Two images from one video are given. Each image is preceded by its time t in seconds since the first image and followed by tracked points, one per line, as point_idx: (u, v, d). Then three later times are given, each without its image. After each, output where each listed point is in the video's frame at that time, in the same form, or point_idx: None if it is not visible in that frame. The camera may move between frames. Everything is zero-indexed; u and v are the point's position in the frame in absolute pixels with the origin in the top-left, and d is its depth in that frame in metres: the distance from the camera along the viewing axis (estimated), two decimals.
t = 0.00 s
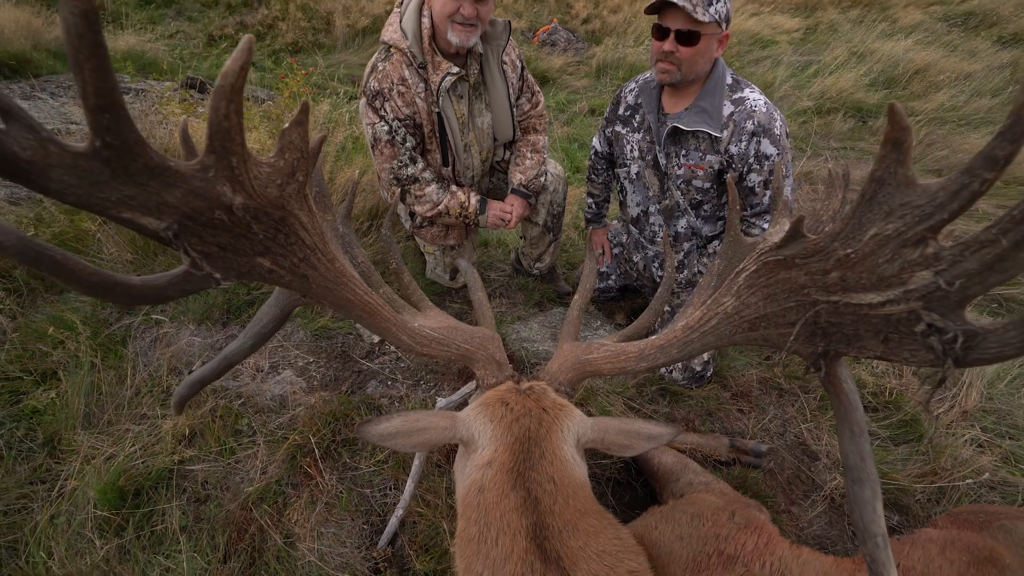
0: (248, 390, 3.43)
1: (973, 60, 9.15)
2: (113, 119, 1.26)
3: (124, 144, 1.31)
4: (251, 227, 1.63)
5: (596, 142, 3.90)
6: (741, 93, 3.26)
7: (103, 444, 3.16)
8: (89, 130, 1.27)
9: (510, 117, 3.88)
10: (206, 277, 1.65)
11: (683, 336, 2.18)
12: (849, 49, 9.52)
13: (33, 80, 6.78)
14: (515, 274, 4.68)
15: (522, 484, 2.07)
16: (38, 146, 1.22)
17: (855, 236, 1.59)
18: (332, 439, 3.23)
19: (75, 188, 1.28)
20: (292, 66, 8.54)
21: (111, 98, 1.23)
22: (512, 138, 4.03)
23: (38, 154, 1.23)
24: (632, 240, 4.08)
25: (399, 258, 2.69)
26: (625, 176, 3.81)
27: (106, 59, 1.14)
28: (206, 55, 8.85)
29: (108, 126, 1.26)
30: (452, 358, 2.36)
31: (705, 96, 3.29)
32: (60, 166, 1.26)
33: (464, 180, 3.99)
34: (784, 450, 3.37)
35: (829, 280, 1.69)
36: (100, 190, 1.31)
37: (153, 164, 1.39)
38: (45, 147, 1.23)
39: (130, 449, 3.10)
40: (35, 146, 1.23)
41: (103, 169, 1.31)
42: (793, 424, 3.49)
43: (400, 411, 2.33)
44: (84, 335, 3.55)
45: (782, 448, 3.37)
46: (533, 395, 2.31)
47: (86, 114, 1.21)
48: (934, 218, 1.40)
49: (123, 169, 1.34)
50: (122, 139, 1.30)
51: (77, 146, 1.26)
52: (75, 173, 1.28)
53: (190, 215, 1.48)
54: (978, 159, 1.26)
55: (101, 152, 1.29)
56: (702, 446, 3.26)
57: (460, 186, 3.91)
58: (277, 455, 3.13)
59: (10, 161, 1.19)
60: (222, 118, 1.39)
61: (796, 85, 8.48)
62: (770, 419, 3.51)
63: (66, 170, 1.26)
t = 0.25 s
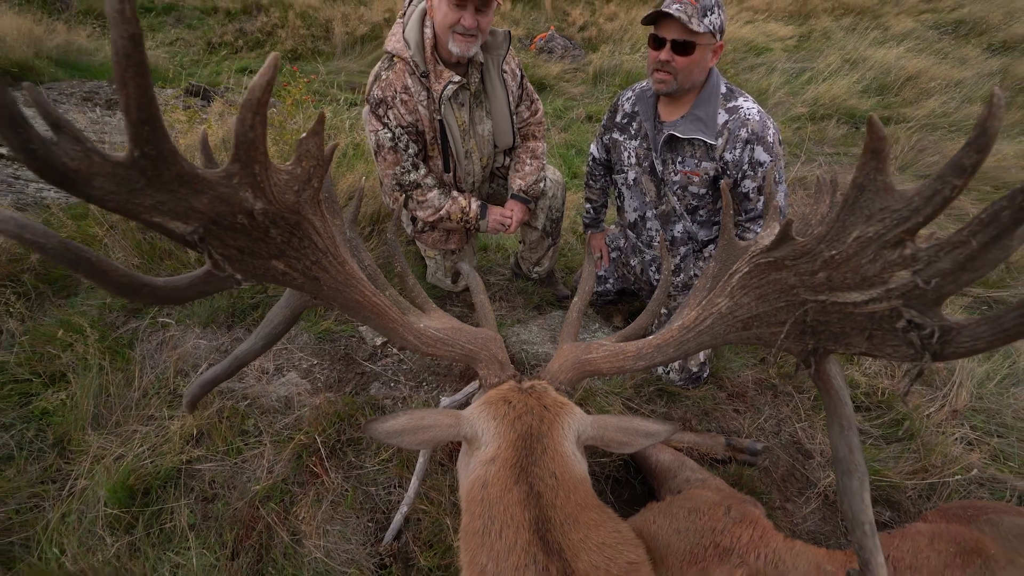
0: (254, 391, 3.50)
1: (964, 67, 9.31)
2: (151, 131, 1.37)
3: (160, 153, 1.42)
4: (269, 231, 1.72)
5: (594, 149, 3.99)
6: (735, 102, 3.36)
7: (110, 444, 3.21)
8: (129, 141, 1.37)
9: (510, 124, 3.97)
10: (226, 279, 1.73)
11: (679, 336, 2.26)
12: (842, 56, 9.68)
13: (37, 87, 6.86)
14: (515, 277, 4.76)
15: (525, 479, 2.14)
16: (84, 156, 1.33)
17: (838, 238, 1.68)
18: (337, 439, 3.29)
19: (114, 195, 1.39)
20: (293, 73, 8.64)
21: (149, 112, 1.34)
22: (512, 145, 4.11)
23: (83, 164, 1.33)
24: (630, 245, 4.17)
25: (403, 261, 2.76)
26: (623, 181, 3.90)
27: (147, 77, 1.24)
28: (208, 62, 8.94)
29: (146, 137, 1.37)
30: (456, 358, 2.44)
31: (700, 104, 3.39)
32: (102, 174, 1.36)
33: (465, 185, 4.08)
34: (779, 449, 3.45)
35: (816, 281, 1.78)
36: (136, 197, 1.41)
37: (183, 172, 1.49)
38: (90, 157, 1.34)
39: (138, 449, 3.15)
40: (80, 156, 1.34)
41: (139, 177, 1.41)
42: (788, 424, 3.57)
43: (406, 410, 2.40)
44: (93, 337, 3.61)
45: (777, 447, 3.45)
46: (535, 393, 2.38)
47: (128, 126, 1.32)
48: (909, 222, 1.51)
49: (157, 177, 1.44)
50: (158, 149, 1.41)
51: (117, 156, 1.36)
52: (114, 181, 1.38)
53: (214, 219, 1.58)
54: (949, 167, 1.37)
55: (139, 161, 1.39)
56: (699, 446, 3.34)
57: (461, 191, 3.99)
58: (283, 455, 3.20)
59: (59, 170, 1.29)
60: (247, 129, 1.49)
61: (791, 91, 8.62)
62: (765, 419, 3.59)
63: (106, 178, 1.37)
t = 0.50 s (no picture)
0: (258, 395, 3.55)
1: (955, 75, 9.48)
2: (181, 143, 1.46)
3: (188, 163, 1.51)
4: (284, 236, 1.81)
5: (592, 156, 4.07)
6: (730, 111, 3.46)
7: (115, 447, 3.24)
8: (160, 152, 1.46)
9: (510, 133, 4.05)
10: (244, 281, 1.82)
11: (676, 339, 2.33)
12: (836, 65, 9.84)
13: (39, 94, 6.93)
14: (514, 283, 4.83)
15: (527, 478, 2.20)
16: (120, 166, 1.43)
17: (826, 243, 1.76)
18: (340, 441, 3.34)
19: (146, 203, 1.48)
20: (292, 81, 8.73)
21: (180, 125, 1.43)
22: (512, 153, 4.20)
23: (120, 174, 1.43)
24: (628, 251, 4.25)
25: (407, 266, 2.83)
26: (621, 189, 3.99)
27: (179, 93, 1.33)
28: (208, 70, 9.02)
29: (176, 149, 1.46)
30: (459, 360, 2.50)
31: (695, 114, 3.48)
32: (135, 183, 1.46)
33: (466, 192, 4.16)
34: (775, 450, 3.51)
35: (806, 285, 1.86)
36: (166, 204, 1.51)
37: (208, 182, 1.58)
38: (125, 167, 1.44)
39: (143, 453, 3.19)
40: (117, 167, 1.44)
41: (169, 186, 1.51)
42: (784, 426, 3.64)
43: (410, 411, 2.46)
44: (98, 342, 3.66)
45: (773, 448, 3.52)
46: (536, 395, 2.45)
47: (161, 138, 1.41)
48: (890, 227, 1.59)
49: (184, 186, 1.54)
50: (187, 160, 1.50)
51: (150, 166, 1.46)
52: (147, 190, 1.48)
53: (234, 225, 1.67)
54: (926, 177, 1.45)
55: (169, 171, 1.49)
56: (697, 447, 3.40)
57: (462, 198, 4.07)
58: (287, 457, 3.24)
59: (97, 179, 1.40)
60: (269, 140, 1.58)
61: (785, 99, 8.76)
62: (761, 420, 3.67)
63: (139, 188, 1.47)
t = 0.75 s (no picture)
0: (260, 396, 3.59)
1: (944, 75, 9.61)
2: (198, 149, 1.53)
3: (204, 169, 1.59)
4: (291, 239, 1.88)
5: (588, 158, 4.14)
6: (723, 113, 3.53)
7: (120, 450, 3.27)
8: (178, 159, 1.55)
9: (507, 136, 4.12)
10: (254, 282, 1.89)
11: (672, 335, 2.39)
12: (827, 65, 9.96)
13: (34, 100, 6.94)
14: (512, 284, 4.89)
15: (528, 472, 2.25)
16: (141, 172, 1.51)
17: (812, 240, 1.84)
18: (343, 441, 3.39)
19: (164, 207, 1.56)
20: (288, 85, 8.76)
21: (197, 132, 1.50)
22: (508, 155, 4.26)
23: (140, 179, 1.51)
24: (623, 251, 4.31)
25: (407, 267, 2.88)
26: (617, 190, 4.05)
27: (198, 102, 1.40)
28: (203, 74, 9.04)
29: (194, 155, 1.54)
30: (460, 358, 2.56)
31: (689, 116, 3.55)
32: (155, 189, 1.54)
33: (464, 194, 4.22)
34: (770, 445, 3.58)
35: (795, 280, 1.93)
36: (182, 208, 1.59)
37: (223, 187, 1.66)
38: (146, 174, 1.52)
39: (147, 455, 3.22)
40: (139, 173, 1.52)
41: (185, 191, 1.59)
42: (778, 421, 3.71)
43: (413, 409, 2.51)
44: (100, 345, 3.69)
45: (768, 443, 3.58)
46: (536, 392, 2.50)
47: (179, 145, 1.49)
48: (872, 224, 1.68)
49: (201, 191, 1.62)
50: (203, 165, 1.57)
51: (168, 172, 1.54)
52: (165, 195, 1.56)
53: (245, 228, 1.75)
54: (904, 176, 1.54)
55: (186, 176, 1.57)
56: (693, 443, 3.46)
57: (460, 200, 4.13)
58: (290, 457, 3.29)
59: (120, 185, 1.47)
60: (281, 147, 1.66)
61: (778, 100, 8.86)
62: (756, 415, 3.74)
63: (158, 194, 1.54)
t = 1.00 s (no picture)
0: (267, 402, 3.64)
1: (936, 73, 9.71)
2: (218, 161, 1.62)
3: (223, 179, 1.67)
4: (302, 245, 1.95)
5: (585, 162, 4.21)
6: (716, 116, 3.60)
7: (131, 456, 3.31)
8: (198, 170, 1.63)
9: (505, 142, 4.19)
10: (267, 287, 1.96)
11: (669, 333, 2.44)
12: (820, 66, 10.06)
13: (38, 115, 7.03)
14: (512, 288, 4.95)
15: (534, 468, 2.29)
16: (165, 182, 1.59)
17: (803, 237, 1.91)
18: (350, 444, 3.44)
19: (186, 216, 1.65)
20: (287, 96, 8.86)
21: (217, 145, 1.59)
22: (506, 161, 4.34)
23: (165, 190, 1.60)
24: (621, 253, 4.38)
25: (410, 272, 2.94)
26: (614, 192, 4.12)
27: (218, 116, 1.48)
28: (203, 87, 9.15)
29: (214, 166, 1.62)
30: (465, 359, 2.61)
31: (682, 119, 3.62)
32: (178, 199, 1.62)
33: (463, 200, 4.29)
34: (770, 440, 3.63)
35: (788, 276, 1.99)
36: (202, 217, 1.67)
37: (239, 197, 1.74)
38: (170, 184, 1.60)
39: (158, 461, 3.27)
40: (163, 184, 1.60)
41: (205, 200, 1.67)
42: (778, 418, 3.76)
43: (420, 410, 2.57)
44: (110, 354, 3.74)
45: (768, 439, 3.63)
46: (539, 391, 2.56)
47: (202, 157, 1.58)
48: (858, 218, 1.76)
49: (219, 200, 1.70)
50: (222, 176, 1.66)
51: (190, 183, 1.63)
52: (186, 205, 1.64)
53: (260, 235, 1.82)
54: (887, 174, 1.62)
55: (206, 186, 1.65)
56: (694, 440, 3.52)
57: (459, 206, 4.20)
58: (298, 461, 3.33)
59: (148, 196, 1.56)
60: (294, 157, 1.75)
61: (771, 101, 8.95)
62: (756, 412, 3.79)
63: (181, 203, 1.63)
